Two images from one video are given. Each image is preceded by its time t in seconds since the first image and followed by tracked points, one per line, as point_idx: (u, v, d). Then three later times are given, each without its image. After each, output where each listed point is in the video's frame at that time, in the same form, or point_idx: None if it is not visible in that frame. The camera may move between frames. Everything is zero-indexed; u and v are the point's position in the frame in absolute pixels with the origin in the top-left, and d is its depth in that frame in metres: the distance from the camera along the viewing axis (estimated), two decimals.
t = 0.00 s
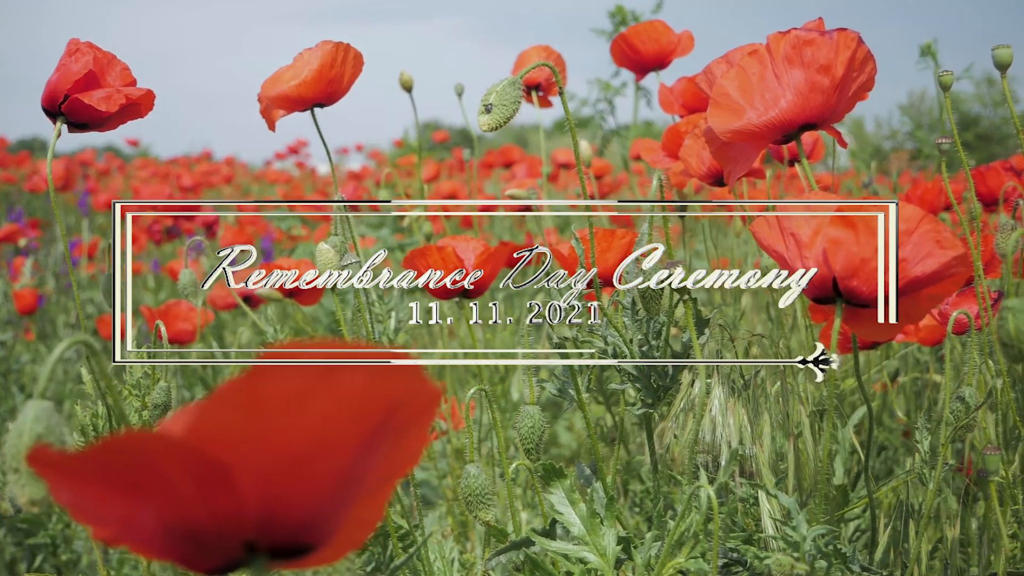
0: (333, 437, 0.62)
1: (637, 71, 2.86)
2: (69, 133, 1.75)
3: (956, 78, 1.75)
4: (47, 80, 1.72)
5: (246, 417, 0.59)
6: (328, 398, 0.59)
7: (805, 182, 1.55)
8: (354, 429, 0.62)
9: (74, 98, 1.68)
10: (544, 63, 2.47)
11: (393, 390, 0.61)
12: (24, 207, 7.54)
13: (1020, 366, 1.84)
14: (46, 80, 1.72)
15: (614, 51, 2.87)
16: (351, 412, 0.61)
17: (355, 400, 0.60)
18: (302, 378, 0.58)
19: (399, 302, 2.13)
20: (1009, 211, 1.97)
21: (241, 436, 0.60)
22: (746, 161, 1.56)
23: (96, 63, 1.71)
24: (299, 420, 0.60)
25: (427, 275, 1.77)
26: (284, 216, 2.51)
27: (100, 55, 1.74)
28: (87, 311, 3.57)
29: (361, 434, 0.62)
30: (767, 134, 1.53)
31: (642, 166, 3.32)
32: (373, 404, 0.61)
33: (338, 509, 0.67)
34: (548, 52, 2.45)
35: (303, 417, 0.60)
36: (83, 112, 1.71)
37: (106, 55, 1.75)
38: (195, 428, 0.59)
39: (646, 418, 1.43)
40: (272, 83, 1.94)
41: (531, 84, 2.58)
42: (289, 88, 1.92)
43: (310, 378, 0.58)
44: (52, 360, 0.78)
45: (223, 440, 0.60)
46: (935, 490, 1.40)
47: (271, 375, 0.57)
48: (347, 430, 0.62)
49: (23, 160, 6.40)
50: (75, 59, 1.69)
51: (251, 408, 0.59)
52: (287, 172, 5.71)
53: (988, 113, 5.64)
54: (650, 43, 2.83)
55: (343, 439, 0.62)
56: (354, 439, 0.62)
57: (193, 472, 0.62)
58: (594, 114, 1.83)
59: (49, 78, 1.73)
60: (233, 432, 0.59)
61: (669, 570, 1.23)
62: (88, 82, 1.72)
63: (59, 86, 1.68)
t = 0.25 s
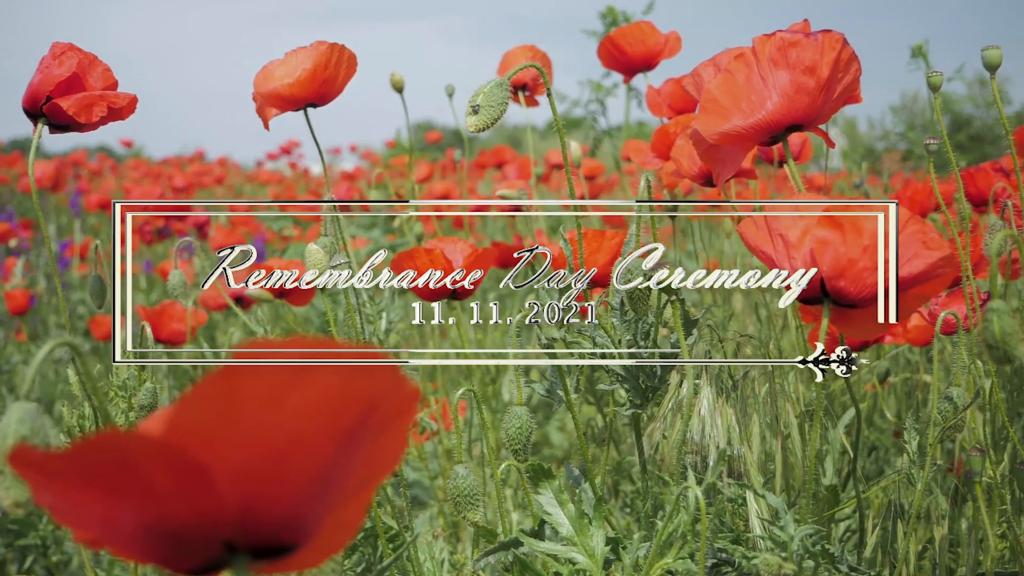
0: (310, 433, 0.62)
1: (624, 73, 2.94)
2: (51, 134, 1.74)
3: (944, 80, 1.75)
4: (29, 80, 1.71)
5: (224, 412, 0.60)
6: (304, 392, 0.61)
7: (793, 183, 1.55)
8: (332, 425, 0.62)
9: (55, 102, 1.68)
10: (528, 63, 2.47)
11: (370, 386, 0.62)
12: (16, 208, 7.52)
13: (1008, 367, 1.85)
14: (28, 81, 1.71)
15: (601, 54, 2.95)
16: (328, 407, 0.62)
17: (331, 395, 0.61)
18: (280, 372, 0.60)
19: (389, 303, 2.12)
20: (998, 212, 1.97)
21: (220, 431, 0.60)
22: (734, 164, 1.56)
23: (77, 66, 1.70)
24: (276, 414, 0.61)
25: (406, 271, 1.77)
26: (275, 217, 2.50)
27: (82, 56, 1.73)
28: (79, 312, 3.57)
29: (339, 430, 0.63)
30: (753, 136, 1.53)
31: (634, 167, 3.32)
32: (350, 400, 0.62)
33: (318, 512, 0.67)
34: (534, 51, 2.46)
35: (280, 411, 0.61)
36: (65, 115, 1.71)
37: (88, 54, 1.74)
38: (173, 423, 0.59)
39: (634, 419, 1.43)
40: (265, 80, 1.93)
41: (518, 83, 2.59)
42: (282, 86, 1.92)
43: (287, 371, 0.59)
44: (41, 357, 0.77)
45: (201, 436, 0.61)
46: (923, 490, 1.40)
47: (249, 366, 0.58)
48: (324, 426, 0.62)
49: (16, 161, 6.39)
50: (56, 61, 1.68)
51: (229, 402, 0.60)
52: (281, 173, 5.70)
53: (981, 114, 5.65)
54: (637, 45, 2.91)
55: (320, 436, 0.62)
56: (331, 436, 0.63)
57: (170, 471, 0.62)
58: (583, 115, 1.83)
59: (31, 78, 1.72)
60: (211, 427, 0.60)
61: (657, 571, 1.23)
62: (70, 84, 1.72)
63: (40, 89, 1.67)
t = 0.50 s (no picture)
0: (297, 434, 0.62)
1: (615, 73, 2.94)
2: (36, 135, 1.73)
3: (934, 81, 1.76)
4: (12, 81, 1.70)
5: (210, 414, 0.59)
6: (291, 394, 0.60)
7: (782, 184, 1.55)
8: (319, 426, 0.62)
9: (40, 103, 1.67)
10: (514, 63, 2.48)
11: (357, 389, 0.62)
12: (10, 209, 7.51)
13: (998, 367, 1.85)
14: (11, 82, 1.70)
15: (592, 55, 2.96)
16: (315, 409, 0.61)
17: (319, 397, 0.61)
18: (267, 373, 0.59)
19: (382, 304, 2.13)
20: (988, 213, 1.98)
21: (205, 433, 0.60)
22: (723, 165, 1.56)
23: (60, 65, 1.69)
24: (262, 417, 0.60)
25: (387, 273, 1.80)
26: (269, 217, 2.50)
27: (64, 55, 1.72)
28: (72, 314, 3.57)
29: (326, 432, 0.62)
30: (742, 137, 1.53)
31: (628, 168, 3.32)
32: (337, 402, 0.61)
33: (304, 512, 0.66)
34: (519, 52, 2.46)
35: (267, 414, 0.60)
36: (50, 115, 1.70)
37: (69, 53, 1.72)
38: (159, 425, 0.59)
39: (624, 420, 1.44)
40: (261, 79, 1.93)
41: (505, 84, 2.60)
42: (278, 86, 1.92)
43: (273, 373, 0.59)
44: (24, 361, 0.76)
45: (187, 438, 0.60)
46: (913, 490, 1.40)
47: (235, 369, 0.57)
48: (311, 428, 0.62)
49: (9, 162, 6.38)
50: (39, 61, 1.67)
51: (215, 402, 0.59)
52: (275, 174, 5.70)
53: (973, 115, 5.67)
54: (629, 46, 2.92)
55: (307, 436, 0.62)
56: (318, 437, 0.62)
57: (156, 470, 0.61)
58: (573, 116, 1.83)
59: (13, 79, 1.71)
60: (197, 429, 0.60)
61: (648, 572, 1.23)
62: (53, 84, 1.71)
63: (23, 89, 1.66)
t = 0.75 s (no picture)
0: (285, 435, 0.61)
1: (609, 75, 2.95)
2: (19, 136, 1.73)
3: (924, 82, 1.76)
4: None
5: (197, 415, 0.59)
6: (278, 397, 0.60)
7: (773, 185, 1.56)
8: (306, 428, 0.61)
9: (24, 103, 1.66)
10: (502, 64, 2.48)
11: (345, 391, 0.61)
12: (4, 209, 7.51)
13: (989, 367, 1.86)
14: None
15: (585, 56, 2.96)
16: (303, 411, 0.61)
17: (306, 399, 0.60)
18: (253, 375, 0.59)
19: (374, 304, 2.13)
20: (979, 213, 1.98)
21: (192, 434, 0.60)
22: (713, 166, 1.57)
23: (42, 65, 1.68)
24: (249, 419, 0.60)
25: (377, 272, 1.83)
26: (262, 218, 2.50)
27: (46, 55, 1.71)
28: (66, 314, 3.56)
29: (314, 434, 0.62)
30: (731, 138, 1.54)
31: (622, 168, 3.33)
32: (326, 404, 0.61)
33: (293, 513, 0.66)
34: (506, 53, 2.47)
35: (253, 416, 0.60)
36: (34, 116, 1.69)
37: (51, 53, 1.72)
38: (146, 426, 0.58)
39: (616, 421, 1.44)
40: (254, 79, 1.93)
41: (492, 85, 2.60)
42: (272, 86, 1.92)
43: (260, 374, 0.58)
44: (10, 365, 0.75)
45: (174, 440, 0.60)
46: (902, 490, 1.41)
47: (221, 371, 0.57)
48: (298, 430, 0.61)
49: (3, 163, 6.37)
50: (21, 61, 1.66)
51: (202, 403, 0.59)
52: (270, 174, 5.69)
53: (967, 115, 5.68)
54: (623, 47, 2.92)
55: (294, 438, 0.61)
56: (305, 439, 0.62)
57: (144, 471, 0.61)
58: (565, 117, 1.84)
59: None
60: (184, 430, 0.59)
61: (639, 572, 1.23)
62: (36, 85, 1.70)
63: (6, 90, 1.65)
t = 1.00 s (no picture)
0: (270, 438, 0.61)
1: (602, 75, 2.95)
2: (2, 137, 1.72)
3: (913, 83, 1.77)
4: None
5: (184, 418, 0.59)
6: (264, 399, 0.59)
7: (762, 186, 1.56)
8: (291, 431, 0.61)
9: (7, 104, 1.65)
10: (488, 65, 2.46)
11: (330, 392, 0.61)
12: None
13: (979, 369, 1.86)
14: None
15: (579, 57, 2.97)
16: (287, 412, 0.60)
17: (292, 401, 0.60)
18: (238, 379, 0.59)
19: (365, 305, 2.13)
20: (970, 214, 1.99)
21: (177, 436, 0.60)
22: (702, 167, 1.58)
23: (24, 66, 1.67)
24: (233, 422, 0.59)
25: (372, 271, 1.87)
26: (254, 218, 2.50)
27: (27, 56, 1.71)
28: (56, 315, 3.55)
29: (299, 435, 0.62)
30: (720, 139, 1.54)
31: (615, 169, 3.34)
32: (310, 405, 0.61)
33: (278, 515, 0.66)
34: (493, 53, 2.46)
35: (238, 418, 0.59)
36: (17, 117, 1.68)
37: (32, 54, 1.71)
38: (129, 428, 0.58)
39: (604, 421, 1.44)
40: (245, 81, 1.93)
41: (481, 86, 2.60)
42: (262, 88, 1.92)
43: (245, 376, 0.58)
44: None
45: (159, 442, 0.60)
46: (891, 490, 1.41)
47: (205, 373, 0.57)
48: (283, 431, 0.61)
49: None
50: (3, 62, 1.66)
51: (186, 406, 0.59)
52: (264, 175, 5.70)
53: (961, 116, 5.70)
54: (616, 48, 2.93)
55: (280, 440, 0.61)
56: (290, 441, 0.62)
57: (128, 474, 0.61)
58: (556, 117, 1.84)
59: None
60: (168, 432, 0.59)
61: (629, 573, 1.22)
62: (18, 85, 1.69)
63: None
